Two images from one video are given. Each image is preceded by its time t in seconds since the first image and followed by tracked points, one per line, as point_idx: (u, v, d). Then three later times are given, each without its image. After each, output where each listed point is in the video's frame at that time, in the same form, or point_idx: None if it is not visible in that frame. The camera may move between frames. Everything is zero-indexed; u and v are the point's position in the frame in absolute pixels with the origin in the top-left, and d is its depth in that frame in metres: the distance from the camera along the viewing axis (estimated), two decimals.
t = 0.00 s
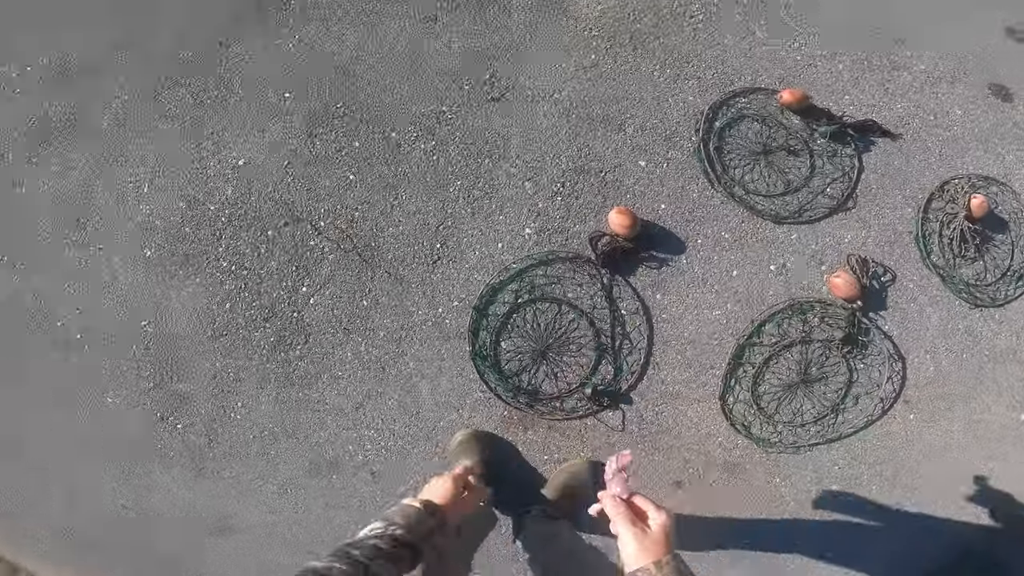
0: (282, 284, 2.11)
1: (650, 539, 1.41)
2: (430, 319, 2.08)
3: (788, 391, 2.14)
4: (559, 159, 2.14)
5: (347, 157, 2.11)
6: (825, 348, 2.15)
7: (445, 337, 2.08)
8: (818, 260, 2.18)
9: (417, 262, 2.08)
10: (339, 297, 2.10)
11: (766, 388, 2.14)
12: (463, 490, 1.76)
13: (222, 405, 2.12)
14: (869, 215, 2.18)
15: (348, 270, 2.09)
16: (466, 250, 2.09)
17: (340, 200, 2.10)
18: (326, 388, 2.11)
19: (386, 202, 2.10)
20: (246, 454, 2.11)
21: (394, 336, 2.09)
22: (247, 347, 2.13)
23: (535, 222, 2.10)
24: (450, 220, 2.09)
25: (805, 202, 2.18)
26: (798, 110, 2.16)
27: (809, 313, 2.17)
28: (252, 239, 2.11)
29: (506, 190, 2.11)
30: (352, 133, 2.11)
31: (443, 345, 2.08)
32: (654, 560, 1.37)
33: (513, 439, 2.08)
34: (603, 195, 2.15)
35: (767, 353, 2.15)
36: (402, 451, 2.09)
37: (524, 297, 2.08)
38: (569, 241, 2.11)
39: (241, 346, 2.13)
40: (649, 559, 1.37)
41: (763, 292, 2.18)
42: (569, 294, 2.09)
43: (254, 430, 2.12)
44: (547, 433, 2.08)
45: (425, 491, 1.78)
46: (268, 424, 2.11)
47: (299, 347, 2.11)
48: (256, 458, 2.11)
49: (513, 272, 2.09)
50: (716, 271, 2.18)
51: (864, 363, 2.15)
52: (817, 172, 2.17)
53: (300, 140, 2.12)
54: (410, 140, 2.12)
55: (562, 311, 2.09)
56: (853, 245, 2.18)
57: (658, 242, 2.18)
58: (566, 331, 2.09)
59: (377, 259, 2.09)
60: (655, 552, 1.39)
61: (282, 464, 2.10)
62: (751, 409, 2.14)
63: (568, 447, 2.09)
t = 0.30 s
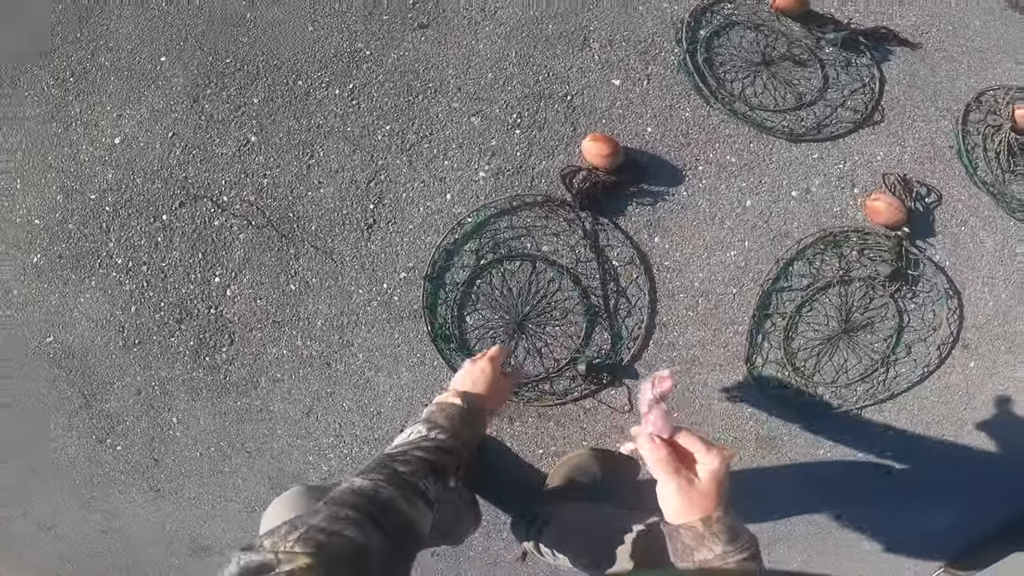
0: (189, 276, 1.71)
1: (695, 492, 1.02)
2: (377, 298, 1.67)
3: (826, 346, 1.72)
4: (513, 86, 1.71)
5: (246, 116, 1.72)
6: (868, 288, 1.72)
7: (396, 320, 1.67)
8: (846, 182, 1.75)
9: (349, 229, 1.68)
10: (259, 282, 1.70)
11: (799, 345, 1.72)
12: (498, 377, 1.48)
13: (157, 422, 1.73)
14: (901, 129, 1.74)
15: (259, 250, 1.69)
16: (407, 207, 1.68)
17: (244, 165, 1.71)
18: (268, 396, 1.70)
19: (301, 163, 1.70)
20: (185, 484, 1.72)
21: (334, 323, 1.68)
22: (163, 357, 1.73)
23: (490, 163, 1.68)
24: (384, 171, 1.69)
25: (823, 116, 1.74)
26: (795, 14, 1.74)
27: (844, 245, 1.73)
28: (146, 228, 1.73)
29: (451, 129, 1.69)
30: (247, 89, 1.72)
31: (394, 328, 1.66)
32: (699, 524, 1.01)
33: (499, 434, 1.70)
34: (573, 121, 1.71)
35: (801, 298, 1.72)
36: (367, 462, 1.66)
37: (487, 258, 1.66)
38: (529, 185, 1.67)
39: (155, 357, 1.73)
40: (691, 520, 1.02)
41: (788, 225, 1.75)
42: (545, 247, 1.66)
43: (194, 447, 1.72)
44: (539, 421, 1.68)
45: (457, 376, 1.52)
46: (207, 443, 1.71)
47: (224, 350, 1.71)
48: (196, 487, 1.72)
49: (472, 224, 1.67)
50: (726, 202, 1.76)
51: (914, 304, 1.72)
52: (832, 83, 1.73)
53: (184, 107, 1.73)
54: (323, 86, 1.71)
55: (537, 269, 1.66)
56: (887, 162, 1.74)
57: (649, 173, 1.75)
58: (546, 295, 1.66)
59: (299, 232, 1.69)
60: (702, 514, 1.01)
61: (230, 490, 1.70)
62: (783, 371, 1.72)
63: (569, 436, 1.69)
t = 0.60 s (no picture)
0: (74, 240, 1.38)
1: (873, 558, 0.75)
2: (316, 265, 1.34)
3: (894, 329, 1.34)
4: None
5: (144, 46, 1.34)
6: (952, 255, 1.33)
7: (343, 293, 1.34)
8: (933, 129, 1.35)
9: (277, 171, 1.34)
10: (160, 245, 1.36)
11: (865, 325, 1.34)
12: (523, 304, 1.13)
13: (63, 420, 1.43)
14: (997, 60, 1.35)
15: (158, 204, 1.36)
16: (356, 143, 1.32)
17: (139, 101, 1.35)
18: (186, 388, 1.40)
19: (214, 95, 1.34)
20: (102, 493, 1.45)
21: (262, 297, 1.35)
22: (54, 341, 1.41)
23: (468, 86, 1.31)
24: (324, 98, 1.33)
25: (904, 60, 1.35)
26: None
27: (928, 199, 1.34)
28: (21, 183, 1.38)
29: (418, 47, 1.31)
30: (148, 14, 1.34)
31: (342, 303, 1.34)
32: None
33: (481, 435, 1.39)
34: (581, 35, 1.31)
35: (875, 266, 1.33)
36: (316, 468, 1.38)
37: (467, 207, 1.30)
38: (526, 108, 1.31)
39: (48, 343, 1.41)
40: None
41: (860, 174, 1.35)
42: (542, 193, 1.29)
43: (109, 449, 1.43)
44: (534, 420, 1.36)
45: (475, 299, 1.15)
46: (116, 442, 1.42)
47: (126, 330, 1.39)
48: (111, 494, 1.45)
49: (448, 165, 1.30)
50: (783, 143, 1.36)
51: (999, 276, 1.34)
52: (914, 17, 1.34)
53: (68, 43, 1.36)
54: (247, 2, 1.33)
55: (532, 223, 1.29)
56: (978, 110, 1.35)
57: (679, 105, 1.35)
58: (545, 258, 1.29)
59: (210, 177, 1.35)
60: None
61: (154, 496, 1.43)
62: (843, 358, 1.35)
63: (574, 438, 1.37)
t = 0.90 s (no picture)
0: (39, 213, 1.35)
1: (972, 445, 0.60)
2: (293, 227, 1.29)
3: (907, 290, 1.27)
4: None
5: (109, 15, 1.31)
6: (967, 213, 1.26)
7: (323, 257, 1.29)
8: (944, 87, 1.28)
9: (250, 132, 1.30)
10: (127, 212, 1.33)
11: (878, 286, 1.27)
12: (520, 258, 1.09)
13: (36, 404, 1.40)
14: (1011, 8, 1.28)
15: (124, 171, 1.33)
16: (334, 101, 1.28)
17: (103, 70, 1.32)
18: (162, 366, 1.36)
19: (182, 59, 1.30)
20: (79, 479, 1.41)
21: (235, 264, 1.31)
22: (24, 319, 1.38)
23: (453, 39, 1.25)
24: (299, 57, 1.28)
25: (913, 17, 1.28)
26: None
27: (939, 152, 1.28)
28: None
29: None
30: None
31: (322, 267, 1.29)
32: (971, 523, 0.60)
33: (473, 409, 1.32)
34: None
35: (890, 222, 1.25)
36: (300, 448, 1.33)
37: (455, 160, 1.24)
38: (514, 60, 1.25)
39: (18, 323, 1.38)
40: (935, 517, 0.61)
41: (870, 129, 1.29)
42: (534, 146, 1.23)
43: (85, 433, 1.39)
44: (530, 390, 1.29)
45: (467, 254, 1.07)
46: (90, 423, 1.38)
47: (96, 306, 1.35)
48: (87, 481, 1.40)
49: (433, 119, 1.25)
50: (788, 97, 1.29)
51: (1014, 236, 1.26)
52: None
53: (32, 18, 1.32)
54: None
55: (523, 177, 1.23)
56: (988, 71, 1.28)
57: (677, 57, 1.28)
58: (538, 213, 1.23)
59: (178, 142, 1.31)
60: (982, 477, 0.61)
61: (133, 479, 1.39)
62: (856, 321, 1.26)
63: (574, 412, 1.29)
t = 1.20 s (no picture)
0: (52, 209, 1.36)
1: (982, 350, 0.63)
2: (310, 226, 1.30)
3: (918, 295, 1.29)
4: None
5: (133, 12, 1.33)
6: (975, 219, 1.28)
7: (340, 255, 1.29)
8: (952, 95, 1.31)
9: (269, 130, 1.31)
10: (142, 209, 1.34)
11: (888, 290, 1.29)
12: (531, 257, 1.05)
13: (38, 403, 1.38)
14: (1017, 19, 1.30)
15: (140, 167, 1.33)
16: (355, 99, 1.29)
17: (126, 65, 1.33)
18: (170, 367, 1.35)
19: (204, 57, 1.31)
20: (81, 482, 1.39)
21: (250, 263, 1.32)
22: (29, 317, 1.37)
23: (474, 41, 1.27)
24: (321, 56, 1.29)
25: (921, 26, 1.30)
26: None
27: (946, 159, 1.30)
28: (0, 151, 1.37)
29: (422, 2, 1.27)
30: None
31: (338, 267, 1.29)
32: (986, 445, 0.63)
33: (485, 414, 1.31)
34: None
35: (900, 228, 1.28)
36: (310, 452, 1.32)
37: (474, 161, 1.25)
38: (535, 63, 1.27)
39: (24, 320, 1.37)
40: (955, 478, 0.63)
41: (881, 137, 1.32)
42: (553, 148, 1.24)
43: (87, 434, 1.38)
44: (545, 394, 1.29)
45: (485, 257, 1.03)
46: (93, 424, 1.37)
47: (105, 304, 1.35)
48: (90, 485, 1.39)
49: (454, 120, 1.26)
50: (802, 104, 1.31)
51: (1021, 245, 1.27)
52: None
53: (54, 13, 1.35)
54: None
55: (542, 178, 1.23)
56: (994, 80, 1.30)
57: (694, 63, 1.30)
58: (557, 215, 1.23)
59: (197, 139, 1.32)
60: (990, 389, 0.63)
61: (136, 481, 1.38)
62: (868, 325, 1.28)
63: (590, 416, 1.29)
